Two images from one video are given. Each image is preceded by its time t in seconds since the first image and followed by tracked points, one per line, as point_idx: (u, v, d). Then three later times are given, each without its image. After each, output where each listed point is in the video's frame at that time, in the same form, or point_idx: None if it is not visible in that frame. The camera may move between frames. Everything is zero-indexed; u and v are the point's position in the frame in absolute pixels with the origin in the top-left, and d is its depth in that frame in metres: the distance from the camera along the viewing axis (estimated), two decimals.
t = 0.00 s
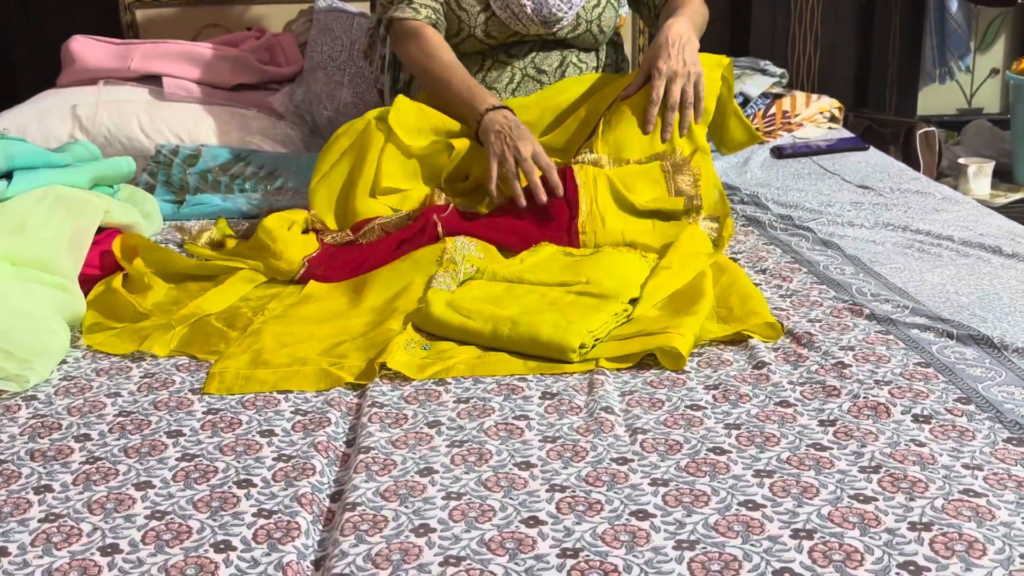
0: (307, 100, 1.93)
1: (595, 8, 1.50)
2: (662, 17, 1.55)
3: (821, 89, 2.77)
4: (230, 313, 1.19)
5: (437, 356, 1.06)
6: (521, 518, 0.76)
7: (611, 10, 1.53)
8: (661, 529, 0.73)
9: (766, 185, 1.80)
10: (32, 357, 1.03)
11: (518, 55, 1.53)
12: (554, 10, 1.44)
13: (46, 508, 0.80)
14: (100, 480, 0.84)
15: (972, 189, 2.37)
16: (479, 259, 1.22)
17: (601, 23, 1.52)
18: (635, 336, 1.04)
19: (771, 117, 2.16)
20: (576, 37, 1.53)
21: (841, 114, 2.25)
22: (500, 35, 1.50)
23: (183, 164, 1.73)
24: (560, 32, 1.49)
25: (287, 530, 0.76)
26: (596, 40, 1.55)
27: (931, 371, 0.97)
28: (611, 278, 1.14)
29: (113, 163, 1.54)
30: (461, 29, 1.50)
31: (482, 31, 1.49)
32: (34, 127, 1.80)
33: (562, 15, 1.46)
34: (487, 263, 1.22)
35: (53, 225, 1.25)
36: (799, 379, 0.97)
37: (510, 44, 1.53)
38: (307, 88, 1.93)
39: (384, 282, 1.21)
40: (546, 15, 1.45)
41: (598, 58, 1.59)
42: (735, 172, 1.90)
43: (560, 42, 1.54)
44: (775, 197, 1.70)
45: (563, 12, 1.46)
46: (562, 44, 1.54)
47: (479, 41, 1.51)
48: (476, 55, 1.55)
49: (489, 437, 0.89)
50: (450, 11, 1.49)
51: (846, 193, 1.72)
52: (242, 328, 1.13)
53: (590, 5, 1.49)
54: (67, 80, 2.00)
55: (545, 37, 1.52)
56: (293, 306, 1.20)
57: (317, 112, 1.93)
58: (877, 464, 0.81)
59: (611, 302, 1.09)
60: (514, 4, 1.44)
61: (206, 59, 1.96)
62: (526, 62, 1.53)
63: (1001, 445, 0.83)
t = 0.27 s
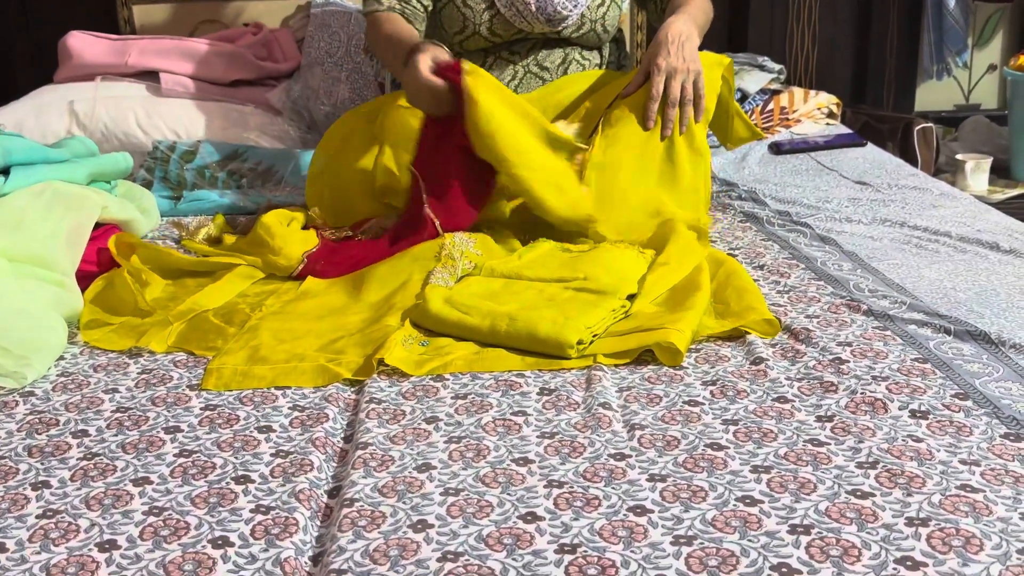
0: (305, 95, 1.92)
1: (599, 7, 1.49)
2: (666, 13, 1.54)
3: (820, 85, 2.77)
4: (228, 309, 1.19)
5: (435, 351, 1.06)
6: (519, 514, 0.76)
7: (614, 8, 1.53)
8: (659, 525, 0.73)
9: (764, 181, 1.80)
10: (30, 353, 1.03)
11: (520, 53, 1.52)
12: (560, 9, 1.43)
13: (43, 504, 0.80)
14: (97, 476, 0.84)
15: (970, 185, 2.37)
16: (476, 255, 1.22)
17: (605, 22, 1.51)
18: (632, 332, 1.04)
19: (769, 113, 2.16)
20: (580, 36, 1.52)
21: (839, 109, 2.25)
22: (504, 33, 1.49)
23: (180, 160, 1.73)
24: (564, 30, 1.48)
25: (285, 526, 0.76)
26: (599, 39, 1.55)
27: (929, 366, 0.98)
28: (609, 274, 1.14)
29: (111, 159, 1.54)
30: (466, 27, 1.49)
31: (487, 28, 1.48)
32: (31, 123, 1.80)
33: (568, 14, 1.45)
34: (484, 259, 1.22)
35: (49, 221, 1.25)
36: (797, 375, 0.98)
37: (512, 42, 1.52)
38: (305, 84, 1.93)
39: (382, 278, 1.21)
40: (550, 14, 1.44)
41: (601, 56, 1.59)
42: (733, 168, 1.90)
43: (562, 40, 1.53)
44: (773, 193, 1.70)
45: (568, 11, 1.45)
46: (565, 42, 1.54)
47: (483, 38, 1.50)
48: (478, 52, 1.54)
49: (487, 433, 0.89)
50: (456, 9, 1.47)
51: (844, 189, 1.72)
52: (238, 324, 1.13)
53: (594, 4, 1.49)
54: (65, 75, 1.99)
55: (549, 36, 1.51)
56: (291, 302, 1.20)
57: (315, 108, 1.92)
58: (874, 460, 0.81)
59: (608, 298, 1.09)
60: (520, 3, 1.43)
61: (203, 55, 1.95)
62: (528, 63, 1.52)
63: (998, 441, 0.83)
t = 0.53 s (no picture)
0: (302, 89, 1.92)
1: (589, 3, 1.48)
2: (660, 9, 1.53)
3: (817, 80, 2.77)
4: (225, 303, 1.19)
5: (433, 346, 1.06)
6: (517, 508, 0.76)
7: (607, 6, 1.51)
8: (656, 518, 0.73)
9: (761, 175, 1.81)
10: (27, 348, 1.03)
11: (514, 48, 1.52)
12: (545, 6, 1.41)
13: (41, 498, 0.80)
14: (95, 470, 0.84)
15: (966, 179, 2.37)
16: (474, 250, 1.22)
17: (597, 19, 1.50)
18: (630, 326, 1.04)
19: (766, 108, 2.17)
20: (570, 33, 1.50)
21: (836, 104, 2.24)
22: (492, 27, 1.50)
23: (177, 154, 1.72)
24: (553, 27, 1.46)
25: (283, 520, 0.76)
26: (594, 35, 1.53)
27: (925, 360, 0.98)
28: (607, 269, 1.14)
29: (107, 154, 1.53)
30: (456, 21, 1.51)
31: (475, 22, 1.49)
32: (27, 117, 1.79)
33: (554, 12, 1.42)
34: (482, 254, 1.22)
35: (46, 216, 1.25)
36: (793, 369, 0.98)
37: (506, 37, 1.52)
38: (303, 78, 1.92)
39: (380, 273, 1.21)
40: (536, 10, 1.42)
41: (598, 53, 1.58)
42: (730, 163, 1.90)
43: (556, 36, 1.52)
44: (770, 187, 1.70)
45: (555, 8, 1.42)
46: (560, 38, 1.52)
47: (473, 32, 1.52)
48: (472, 47, 1.55)
49: (485, 427, 0.89)
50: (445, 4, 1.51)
51: (842, 184, 1.72)
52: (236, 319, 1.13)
53: None
54: (61, 69, 1.99)
55: (540, 31, 1.50)
56: (288, 296, 1.20)
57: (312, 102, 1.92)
58: (870, 453, 0.81)
59: (606, 293, 1.09)
60: None
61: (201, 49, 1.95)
62: (523, 57, 1.51)
63: (994, 435, 0.83)
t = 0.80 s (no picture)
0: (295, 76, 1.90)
1: None
2: None
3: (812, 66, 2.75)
4: (218, 292, 1.18)
5: (427, 335, 1.06)
6: (511, 497, 0.76)
7: None
8: (651, 507, 0.73)
9: (756, 163, 1.80)
10: (18, 337, 1.02)
11: (494, 33, 1.51)
12: None
13: (33, 487, 0.80)
14: (87, 459, 0.84)
15: (961, 167, 2.37)
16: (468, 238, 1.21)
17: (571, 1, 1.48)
18: (625, 314, 1.04)
19: (761, 96, 2.16)
20: (547, 16, 1.50)
21: (831, 92, 2.24)
22: (466, 15, 1.50)
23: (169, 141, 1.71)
24: (525, 11, 1.46)
25: (276, 509, 0.75)
26: (574, 19, 1.52)
27: (920, 349, 0.98)
28: (601, 256, 1.13)
29: (99, 142, 1.52)
30: (429, 10, 1.53)
31: (448, 10, 1.50)
32: (18, 104, 1.78)
33: None
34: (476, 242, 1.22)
35: (37, 203, 1.24)
36: (788, 357, 0.98)
37: (487, 24, 1.52)
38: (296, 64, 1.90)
39: (374, 261, 1.20)
40: None
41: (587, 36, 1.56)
42: (726, 151, 1.90)
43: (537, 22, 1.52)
44: (765, 175, 1.70)
45: None
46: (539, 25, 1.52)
47: (447, 20, 1.52)
48: (455, 36, 1.55)
49: (479, 416, 0.89)
50: None
51: (837, 172, 1.72)
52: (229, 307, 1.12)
53: None
54: (52, 56, 1.97)
55: (517, 18, 1.49)
56: (282, 285, 1.19)
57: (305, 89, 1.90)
58: (865, 441, 0.81)
59: (601, 281, 1.09)
60: None
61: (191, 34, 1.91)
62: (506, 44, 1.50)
63: (989, 423, 0.83)
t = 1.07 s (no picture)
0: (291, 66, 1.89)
1: None
2: None
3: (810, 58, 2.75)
4: (215, 284, 1.18)
5: (425, 326, 1.05)
6: (509, 489, 0.75)
7: None
8: (649, 498, 0.73)
9: (754, 154, 1.80)
10: (14, 329, 1.02)
11: (492, 22, 1.50)
12: None
13: (30, 479, 0.79)
14: (84, 451, 0.83)
15: (959, 158, 2.37)
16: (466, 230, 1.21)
17: None
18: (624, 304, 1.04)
19: (760, 87, 2.15)
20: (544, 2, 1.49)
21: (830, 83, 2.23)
22: (464, 4, 1.49)
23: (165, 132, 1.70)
24: None
25: (274, 501, 0.75)
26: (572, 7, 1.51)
27: (919, 340, 0.98)
28: (600, 247, 1.13)
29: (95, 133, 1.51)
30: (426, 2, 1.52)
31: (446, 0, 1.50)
32: (14, 94, 1.77)
33: None
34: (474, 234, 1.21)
35: (34, 194, 1.23)
36: (787, 349, 0.97)
37: (485, 13, 1.51)
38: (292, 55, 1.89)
39: (371, 253, 1.20)
40: None
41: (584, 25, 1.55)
42: (724, 142, 1.89)
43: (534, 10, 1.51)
44: (763, 166, 1.70)
45: None
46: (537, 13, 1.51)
47: (446, 11, 1.52)
48: (452, 27, 1.54)
49: (477, 407, 0.89)
50: None
51: (835, 163, 1.71)
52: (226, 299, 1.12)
53: None
54: (49, 47, 1.96)
55: (515, 5, 1.49)
56: (279, 276, 1.19)
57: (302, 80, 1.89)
58: (864, 433, 0.81)
59: (599, 272, 1.09)
60: None
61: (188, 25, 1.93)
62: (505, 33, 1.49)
63: (988, 414, 0.83)
